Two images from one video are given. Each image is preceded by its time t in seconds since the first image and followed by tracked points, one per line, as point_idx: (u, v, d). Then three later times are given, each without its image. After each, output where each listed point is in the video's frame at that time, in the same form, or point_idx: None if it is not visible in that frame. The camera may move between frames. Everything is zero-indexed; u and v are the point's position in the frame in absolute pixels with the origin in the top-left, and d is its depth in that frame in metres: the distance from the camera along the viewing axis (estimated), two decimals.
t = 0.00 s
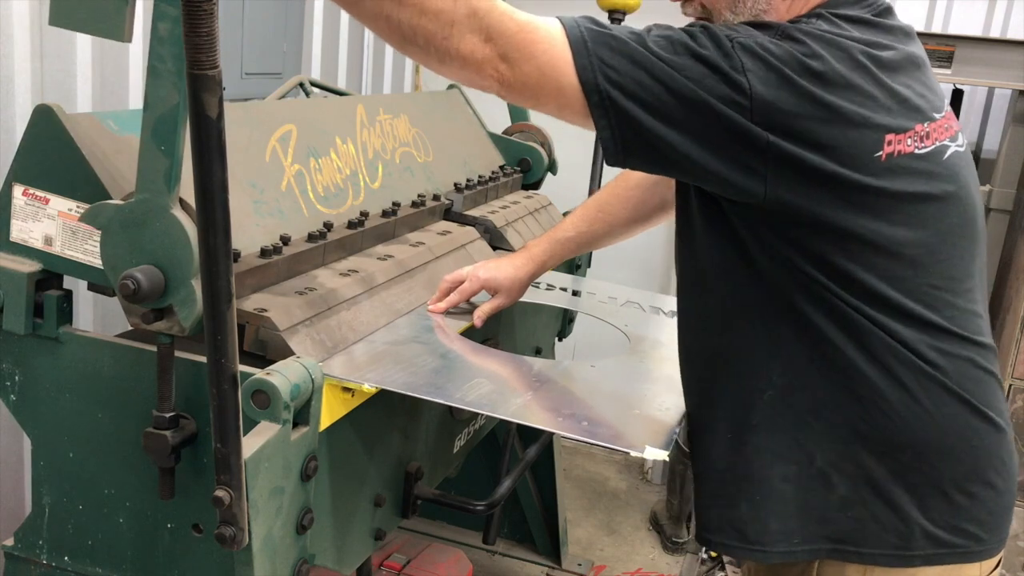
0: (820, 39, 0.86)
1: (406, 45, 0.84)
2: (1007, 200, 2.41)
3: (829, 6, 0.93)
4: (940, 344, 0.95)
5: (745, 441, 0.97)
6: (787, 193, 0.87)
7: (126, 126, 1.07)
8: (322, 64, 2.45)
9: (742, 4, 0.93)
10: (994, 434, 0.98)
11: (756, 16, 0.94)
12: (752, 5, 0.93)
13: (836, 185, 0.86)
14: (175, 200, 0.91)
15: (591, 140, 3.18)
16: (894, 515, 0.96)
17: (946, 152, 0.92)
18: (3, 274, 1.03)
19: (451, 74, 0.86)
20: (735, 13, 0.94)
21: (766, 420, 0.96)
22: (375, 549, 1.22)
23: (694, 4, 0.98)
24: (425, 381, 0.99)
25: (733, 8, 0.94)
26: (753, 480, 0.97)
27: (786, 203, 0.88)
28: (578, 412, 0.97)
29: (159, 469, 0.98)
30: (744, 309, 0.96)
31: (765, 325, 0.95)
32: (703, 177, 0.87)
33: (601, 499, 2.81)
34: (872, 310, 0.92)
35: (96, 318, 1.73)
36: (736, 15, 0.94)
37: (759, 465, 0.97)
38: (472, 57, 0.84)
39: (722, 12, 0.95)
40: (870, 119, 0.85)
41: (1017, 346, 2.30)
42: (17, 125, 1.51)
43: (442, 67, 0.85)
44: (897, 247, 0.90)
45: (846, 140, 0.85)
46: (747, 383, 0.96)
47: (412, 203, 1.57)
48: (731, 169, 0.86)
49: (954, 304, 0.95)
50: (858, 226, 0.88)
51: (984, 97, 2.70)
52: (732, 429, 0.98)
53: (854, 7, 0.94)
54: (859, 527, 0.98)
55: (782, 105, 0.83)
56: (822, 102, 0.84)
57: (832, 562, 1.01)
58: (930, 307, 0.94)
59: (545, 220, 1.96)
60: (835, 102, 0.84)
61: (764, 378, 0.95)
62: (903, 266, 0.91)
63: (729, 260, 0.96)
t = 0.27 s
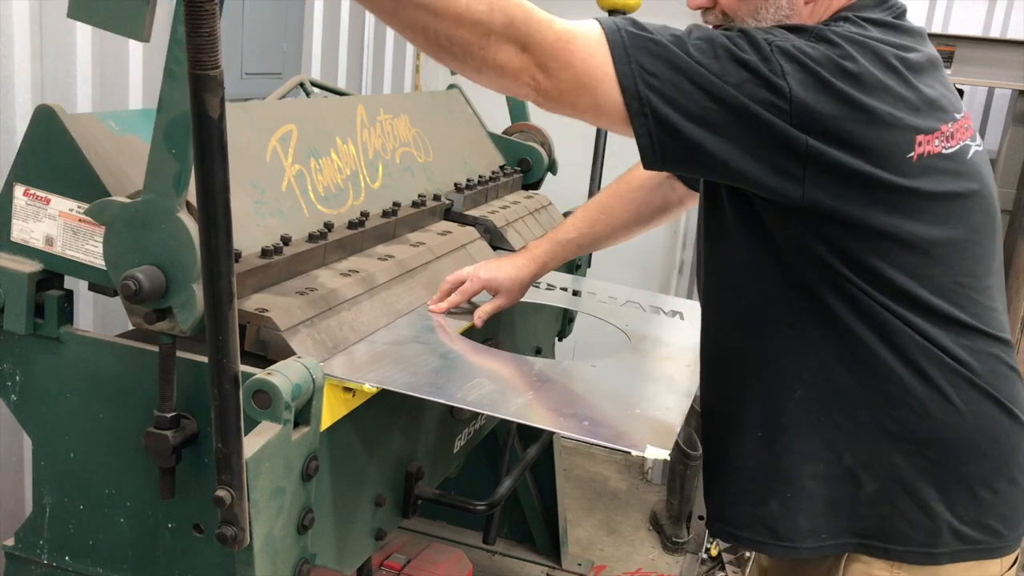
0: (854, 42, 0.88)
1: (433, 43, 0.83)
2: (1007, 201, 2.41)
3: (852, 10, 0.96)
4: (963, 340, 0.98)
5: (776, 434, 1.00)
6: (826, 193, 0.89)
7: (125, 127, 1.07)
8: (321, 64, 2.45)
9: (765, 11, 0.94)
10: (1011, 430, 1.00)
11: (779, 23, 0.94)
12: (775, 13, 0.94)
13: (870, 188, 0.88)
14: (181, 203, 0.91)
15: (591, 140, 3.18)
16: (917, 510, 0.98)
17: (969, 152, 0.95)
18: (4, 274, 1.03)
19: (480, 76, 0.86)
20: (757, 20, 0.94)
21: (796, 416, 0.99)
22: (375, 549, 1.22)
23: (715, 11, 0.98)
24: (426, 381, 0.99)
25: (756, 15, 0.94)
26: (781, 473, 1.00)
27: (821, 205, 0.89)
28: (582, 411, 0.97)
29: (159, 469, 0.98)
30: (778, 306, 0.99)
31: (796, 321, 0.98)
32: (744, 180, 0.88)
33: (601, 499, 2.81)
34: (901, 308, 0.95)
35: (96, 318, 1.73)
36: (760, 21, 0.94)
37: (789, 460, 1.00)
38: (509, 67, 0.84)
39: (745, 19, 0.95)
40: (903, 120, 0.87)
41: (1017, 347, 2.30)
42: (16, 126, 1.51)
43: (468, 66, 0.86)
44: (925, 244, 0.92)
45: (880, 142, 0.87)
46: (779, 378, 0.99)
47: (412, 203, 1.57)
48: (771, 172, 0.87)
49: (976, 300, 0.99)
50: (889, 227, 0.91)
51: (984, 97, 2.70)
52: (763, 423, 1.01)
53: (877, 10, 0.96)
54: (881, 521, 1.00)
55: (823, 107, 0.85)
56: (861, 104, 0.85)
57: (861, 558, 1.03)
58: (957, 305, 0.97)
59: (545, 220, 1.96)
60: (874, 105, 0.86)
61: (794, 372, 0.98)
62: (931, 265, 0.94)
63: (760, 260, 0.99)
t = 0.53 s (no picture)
0: (835, 46, 0.88)
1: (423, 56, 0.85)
2: (1008, 201, 2.41)
3: (840, 14, 0.96)
4: (963, 340, 0.98)
5: (773, 437, 1.00)
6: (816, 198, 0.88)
7: (125, 127, 1.07)
8: (321, 64, 2.45)
9: (754, 21, 0.96)
10: (1012, 430, 1.01)
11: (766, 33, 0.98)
12: (763, 22, 0.96)
13: (864, 190, 0.88)
14: (181, 204, 0.92)
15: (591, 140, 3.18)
16: (919, 509, 0.99)
17: (962, 152, 0.95)
18: (3, 274, 1.03)
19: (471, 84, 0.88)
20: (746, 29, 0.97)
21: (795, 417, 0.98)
22: (374, 549, 1.21)
23: (704, 23, 0.99)
24: (425, 381, 0.99)
25: (745, 25, 0.96)
26: (785, 475, 0.99)
27: (813, 208, 0.89)
28: (579, 412, 0.97)
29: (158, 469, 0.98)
30: (773, 308, 0.99)
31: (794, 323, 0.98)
32: (732, 186, 0.88)
33: (601, 499, 2.81)
34: (898, 308, 0.95)
35: (96, 318, 1.73)
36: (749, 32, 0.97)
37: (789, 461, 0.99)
38: (499, 77, 0.86)
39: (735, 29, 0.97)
40: (889, 122, 0.88)
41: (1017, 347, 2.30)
42: (16, 125, 1.51)
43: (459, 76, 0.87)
44: (922, 245, 0.93)
45: (868, 145, 0.87)
46: (778, 380, 0.99)
47: (412, 203, 1.57)
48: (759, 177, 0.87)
49: (979, 299, 0.98)
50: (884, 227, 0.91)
51: (984, 97, 2.69)
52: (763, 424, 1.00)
53: (864, 15, 0.96)
54: (886, 520, 1.00)
55: (809, 111, 0.85)
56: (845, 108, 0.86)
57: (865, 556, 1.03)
58: (957, 304, 0.97)
59: (545, 220, 1.96)
60: (857, 108, 0.86)
61: (792, 375, 0.98)
62: (929, 263, 0.94)
63: (756, 263, 0.99)
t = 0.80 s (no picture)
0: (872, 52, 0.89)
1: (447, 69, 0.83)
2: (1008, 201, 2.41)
3: (865, 18, 0.97)
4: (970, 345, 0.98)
5: (790, 438, 1.01)
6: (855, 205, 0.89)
7: (126, 127, 1.06)
8: (321, 64, 2.45)
9: (780, 21, 0.95)
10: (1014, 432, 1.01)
11: (792, 33, 0.97)
12: (790, 23, 0.96)
13: (897, 194, 0.89)
14: (191, 210, 0.92)
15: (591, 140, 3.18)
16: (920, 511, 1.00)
17: (980, 153, 0.96)
18: (5, 274, 1.03)
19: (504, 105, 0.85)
20: (773, 28, 0.96)
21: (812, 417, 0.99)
22: (375, 549, 1.22)
23: (727, 21, 0.98)
24: (427, 381, 0.99)
25: (771, 24, 0.95)
26: (799, 475, 1.01)
27: (847, 217, 0.90)
28: (582, 412, 0.97)
29: (160, 468, 0.98)
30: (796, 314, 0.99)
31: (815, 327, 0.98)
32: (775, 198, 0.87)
33: (601, 499, 2.82)
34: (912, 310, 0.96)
35: (97, 318, 1.73)
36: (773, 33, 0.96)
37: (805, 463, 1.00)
38: (539, 103, 0.83)
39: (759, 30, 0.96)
40: (924, 123, 0.88)
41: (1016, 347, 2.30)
42: (17, 126, 1.51)
43: (487, 95, 0.84)
44: (937, 244, 0.93)
45: (904, 145, 0.87)
46: (797, 384, 1.00)
47: (412, 203, 1.57)
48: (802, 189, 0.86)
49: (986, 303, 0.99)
50: (905, 231, 0.91)
51: (984, 98, 2.70)
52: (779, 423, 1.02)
53: (887, 18, 0.97)
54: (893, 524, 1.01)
55: (851, 119, 0.85)
56: (885, 116, 0.86)
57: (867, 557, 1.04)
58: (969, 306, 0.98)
59: (545, 220, 1.96)
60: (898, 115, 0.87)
61: (812, 378, 0.99)
62: (942, 265, 0.95)
63: (779, 269, 1.00)
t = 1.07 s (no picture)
0: (855, 43, 0.87)
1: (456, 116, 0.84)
2: (1008, 200, 2.41)
3: (858, 7, 0.96)
4: (949, 357, 1.00)
5: (778, 445, 1.02)
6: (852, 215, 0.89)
7: (125, 127, 1.06)
8: (322, 64, 2.45)
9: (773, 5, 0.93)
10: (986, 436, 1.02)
11: (786, 17, 0.95)
12: (783, 7, 0.94)
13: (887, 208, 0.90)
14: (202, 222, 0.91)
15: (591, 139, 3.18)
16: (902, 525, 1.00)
17: (968, 148, 0.98)
18: (3, 274, 1.03)
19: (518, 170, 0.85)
20: (764, 13, 0.94)
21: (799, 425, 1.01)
22: (374, 549, 1.21)
23: (720, 8, 0.98)
24: (424, 381, 0.99)
25: (763, 8, 0.94)
26: (783, 480, 1.02)
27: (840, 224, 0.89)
28: (579, 413, 0.96)
29: (158, 469, 0.98)
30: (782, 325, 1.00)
31: (799, 339, 1.00)
32: (776, 224, 0.88)
33: (601, 499, 2.81)
34: (900, 322, 0.97)
35: (97, 318, 1.73)
36: (766, 21, 0.95)
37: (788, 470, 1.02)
38: (557, 187, 0.84)
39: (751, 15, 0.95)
40: (916, 121, 0.88)
41: (1017, 347, 2.30)
42: (16, 125, 1.51)
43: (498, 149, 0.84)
44: (927, 245, 0.93)
45: (897, 151, 0.88)
46: (782, 401, 1.01)
47: (412, 202, 1.57)
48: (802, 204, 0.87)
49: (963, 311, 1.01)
50: (891, 235, 0.92)
51: (984, 98, 2.69)
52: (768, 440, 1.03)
53: (880, 6, 0.97)
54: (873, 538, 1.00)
55: (845, 133, 0.84)
56: (877, 121, 0.85)
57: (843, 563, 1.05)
58: (950, 303, 0.99)
59: (545, 218, 1.96)
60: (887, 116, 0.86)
61: (799, 387, 1.00)
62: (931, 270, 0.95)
63: (766, 288, 1.00)
